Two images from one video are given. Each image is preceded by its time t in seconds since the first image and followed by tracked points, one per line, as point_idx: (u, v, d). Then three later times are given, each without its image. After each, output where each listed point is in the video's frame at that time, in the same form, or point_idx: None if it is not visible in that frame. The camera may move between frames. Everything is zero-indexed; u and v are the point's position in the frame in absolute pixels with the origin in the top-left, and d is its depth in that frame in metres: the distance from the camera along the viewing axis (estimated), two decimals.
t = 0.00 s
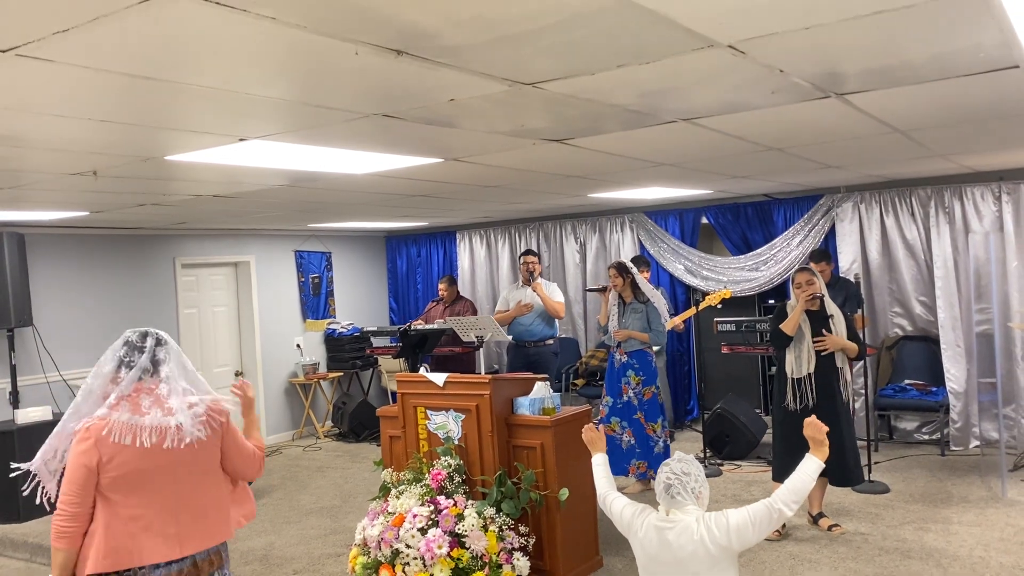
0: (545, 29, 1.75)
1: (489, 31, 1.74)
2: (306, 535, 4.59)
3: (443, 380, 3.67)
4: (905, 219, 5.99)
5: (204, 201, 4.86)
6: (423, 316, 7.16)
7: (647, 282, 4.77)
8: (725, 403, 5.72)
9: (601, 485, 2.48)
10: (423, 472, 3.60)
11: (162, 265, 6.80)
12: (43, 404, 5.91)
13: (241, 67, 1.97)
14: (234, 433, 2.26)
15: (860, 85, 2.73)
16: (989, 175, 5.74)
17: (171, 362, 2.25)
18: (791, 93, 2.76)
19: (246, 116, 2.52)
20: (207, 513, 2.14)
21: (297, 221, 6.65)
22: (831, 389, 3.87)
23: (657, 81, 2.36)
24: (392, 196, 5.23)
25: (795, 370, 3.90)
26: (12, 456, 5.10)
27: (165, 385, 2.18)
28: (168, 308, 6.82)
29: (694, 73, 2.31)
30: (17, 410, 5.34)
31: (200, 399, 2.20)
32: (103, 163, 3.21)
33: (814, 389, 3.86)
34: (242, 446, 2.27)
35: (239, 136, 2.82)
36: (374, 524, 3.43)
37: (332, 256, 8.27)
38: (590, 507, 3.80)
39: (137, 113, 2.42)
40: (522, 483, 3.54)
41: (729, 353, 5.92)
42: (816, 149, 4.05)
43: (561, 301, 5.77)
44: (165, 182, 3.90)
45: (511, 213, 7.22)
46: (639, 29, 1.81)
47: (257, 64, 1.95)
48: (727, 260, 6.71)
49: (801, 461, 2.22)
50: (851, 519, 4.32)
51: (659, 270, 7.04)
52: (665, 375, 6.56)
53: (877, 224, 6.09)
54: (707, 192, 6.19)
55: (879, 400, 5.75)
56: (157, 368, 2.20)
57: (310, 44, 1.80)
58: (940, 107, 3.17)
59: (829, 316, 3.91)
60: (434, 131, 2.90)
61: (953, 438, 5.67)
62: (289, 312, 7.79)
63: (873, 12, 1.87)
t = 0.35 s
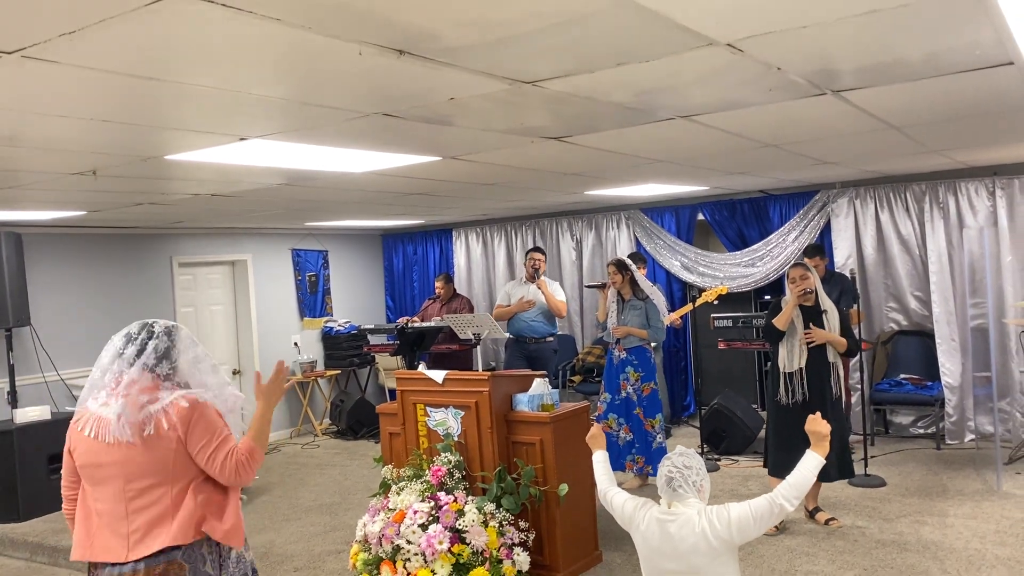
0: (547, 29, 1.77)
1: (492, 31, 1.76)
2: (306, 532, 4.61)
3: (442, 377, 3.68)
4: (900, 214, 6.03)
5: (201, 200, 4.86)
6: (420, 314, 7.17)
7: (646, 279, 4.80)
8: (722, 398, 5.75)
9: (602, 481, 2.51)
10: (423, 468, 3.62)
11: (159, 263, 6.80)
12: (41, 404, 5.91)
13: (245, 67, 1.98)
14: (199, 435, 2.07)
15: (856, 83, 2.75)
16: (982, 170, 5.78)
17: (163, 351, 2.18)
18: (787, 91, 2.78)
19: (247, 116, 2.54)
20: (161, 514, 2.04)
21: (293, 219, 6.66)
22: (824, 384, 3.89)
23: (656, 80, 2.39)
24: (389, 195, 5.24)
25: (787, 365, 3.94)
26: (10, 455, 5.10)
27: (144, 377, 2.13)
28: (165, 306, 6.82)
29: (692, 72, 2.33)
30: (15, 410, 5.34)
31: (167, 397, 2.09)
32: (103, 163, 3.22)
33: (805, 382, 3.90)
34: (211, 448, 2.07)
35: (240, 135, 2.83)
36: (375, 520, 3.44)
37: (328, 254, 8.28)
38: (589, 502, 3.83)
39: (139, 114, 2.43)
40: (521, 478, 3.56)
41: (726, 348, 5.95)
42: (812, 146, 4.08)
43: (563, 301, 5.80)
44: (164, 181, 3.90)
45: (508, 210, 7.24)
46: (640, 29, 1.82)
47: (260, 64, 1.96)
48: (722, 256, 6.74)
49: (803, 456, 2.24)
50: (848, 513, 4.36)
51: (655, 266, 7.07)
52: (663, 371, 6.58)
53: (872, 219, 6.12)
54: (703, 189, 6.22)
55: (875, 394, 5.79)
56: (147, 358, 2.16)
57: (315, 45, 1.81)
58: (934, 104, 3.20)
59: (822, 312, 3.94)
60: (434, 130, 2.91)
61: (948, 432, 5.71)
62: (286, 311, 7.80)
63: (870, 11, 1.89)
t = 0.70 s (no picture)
0: (552, 21, 1.76)
1: (496, 24, 1.75)
2: (306, 530, 4.60)
3: (442, 374, 3.68)
4: (895, 208, 6.04)
5: (197, 198, 4.84)
6: (416, 311, 7.16)
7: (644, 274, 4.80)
8: (719, 393, 5.76)
9: (606, 474, 2.51)
10: (423, 465, 3.61)
11: (153, 262, 6.76)
12: (35, 404, 5.88)
13: (245, 61, 1.97)
14: (117, 452, 2.08)
15: (855, 75, 2.75)
16: (977, 164, 5.80)
17: (129, 356, 2.26)
18: (787, 84, 2.77)
19: (247, 111, 2.52)
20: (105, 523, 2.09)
21: (289, 217, 6.63)
22: (820, 378, 3.90)
23: (658, 73, 2.38)
24: (386, 191, 5.22)
25: (783, 358, 3.92)
26: (5, 456, 5.06)
27: (109, 382, 2.22)
28: (160, 305, 6.79)
29: (694, 65, 2.32)
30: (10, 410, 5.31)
31: (107, 406, 2.14)
32: (100, 160, 3.19)
33: (802, 378, 3.89)
34: (124, 466, 2.05)
35: (238, 132, 2.81)
36: (376, 518, 3.43)
37: (323, 251, 8.25)
38: (590, 497, 3.82)
39: (137, 110, 2.41)
40: (522, 474, 3.56)
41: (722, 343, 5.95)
42: (810, 139, 4.08)
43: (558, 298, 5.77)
44: (160, 178, 3.88)
45: (504, 207, 7.23)
46: (644, 21, 1.82)
47: (261, 58, 1.94)
48: (718, 251, 6.75)
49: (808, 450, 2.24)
50: (847, 506, 4.37)
51: (651, 262, 7.07)
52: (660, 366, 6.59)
53: (867, 213, 6.13)
54: (698, 184, 6.22)
55: (872, 388, 5.81)
56: (117, 361, 2.27)
57: (317, 38, 1.80)
58: (932, 97, 3.20)
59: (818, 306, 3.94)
60: (433, 125, 2.90)
61: (945, 425, 5.72)
62: (281, 309, 7.77)
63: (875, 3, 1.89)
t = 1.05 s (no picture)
0: (565, 12, 1.74)
1: (508, 14, 1.73)
2: (303, 530, 4.56)
3: (442, 370, 3.65)
4: (889, 203, 6.06)
5: (191, 195, 4.79)
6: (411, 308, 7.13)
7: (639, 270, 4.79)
8: (715, 388, 5.76)
9: (613, 470, 2.50)
10: (424, 463, 3.58)
11: (145, 260, 6.70)
12: (27, 404, 5.82)
13: (251, 54, 1.94)
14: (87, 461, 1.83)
15: (859, 69, 2.74)
16: (971, 158, 5.82)
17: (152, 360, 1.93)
18: (791, 77, 2.76)
19: (248, 106, 2.49)
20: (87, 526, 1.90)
21: (282, 214, 6.58)
22: (820, 372, 3.90)
23: (665, 66, 2.36)
24: (382, 188, 5.18)
25: (783, 354, 3.91)
26: None
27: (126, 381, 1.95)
28: (152, 304, 6.73)
29: (702, 57, 2.31)
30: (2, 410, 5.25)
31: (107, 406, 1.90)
32: (96, 157, 3.15)
33: (802, 373, 3.89)
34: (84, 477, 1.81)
35: (238, 127, 2.78)
36: (377, 516, 3.40)
37: (316, 249, 8.20)
38: (590, 494, 3.81)
39: (137, 104, 2.37)
40: (523, 471, 3.55)
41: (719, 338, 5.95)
42: (809, 134, 4.08)
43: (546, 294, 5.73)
44: (155, 175, 3.83)
45: (498, 204, 7.20)
46: (657, 12, 1.80)
47: (267, 50, 1.91)
48: (713, 247, 6.75)
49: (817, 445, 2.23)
50: (846, 501, 4.38)
51: (646, 258, 7.07)
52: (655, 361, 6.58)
53: (862, 208, 6.15)
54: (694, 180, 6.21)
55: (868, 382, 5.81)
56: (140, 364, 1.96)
57: (326, 29, 1.77)
58: (934, 91, 3.20)
59: (817, 302, 3.96)
60: (435, 119, 2.87)
61: (941, 419, 5.74)
62: (275, 307, 7.72)
63: None
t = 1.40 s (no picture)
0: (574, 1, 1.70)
1: (516, 3, 1.68)
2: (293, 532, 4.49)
3: (437, 369, 3.61)
4: (880, 201, 6.07)
5: (177, 192, 4.70)
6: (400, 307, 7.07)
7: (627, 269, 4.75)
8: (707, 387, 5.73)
9: (614, 469, 2.46)
10: (418, 463, 3.52)
11: (130, 258, 6.59)
12: (10, 404, 5.71)
13: (248, 44, 1.88)
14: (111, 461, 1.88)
15: (862, 64, 2.71)
16: (961, 157, 5.83)
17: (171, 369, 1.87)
18: (793, 73, 2.73)
19: (241, 99, 2.42)
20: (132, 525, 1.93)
21: (270, 212, 6.50)
22: (816, 370, 3.89)
23: (669, 59, 2.32)
24: (372, 185, 5.12)
25: (778, 352, 3.90)
26: None
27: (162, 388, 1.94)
28: (138, 303, 6.62)
29: (707, 51, 2.27)
30: None
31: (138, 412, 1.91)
32: (82, 152, 3.07)
33: (797, 372, 3.87)
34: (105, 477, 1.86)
35: (230, 121, 2.71)
36: (370, 517, 3.33)
37: (303, 247, 8.12)
38: (587, 493, 3.77)
39: (127, 96, 2.30)
40: (520, 471, 3.51)
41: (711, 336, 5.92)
42: (804, 131, 4.06)
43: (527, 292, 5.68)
44: (142, 171, 3.75)
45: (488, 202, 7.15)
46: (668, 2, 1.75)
47: (266, 41, 1.86)
48: (704, 245, 6.74)
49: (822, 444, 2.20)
50: (841, 499, 4.37)
51: (636, 256, 7.05)
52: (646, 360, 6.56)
53: (853, 206, 6.15)
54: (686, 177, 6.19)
55: (859, 380, 5.84)
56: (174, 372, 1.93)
57: (328, 19, 1.72)
58: (933, 88, 3.19)
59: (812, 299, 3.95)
60: (431, 114, 2.82)
61: (931, 417, 5.77)
62: (262, 306, 7.63)
63: None
